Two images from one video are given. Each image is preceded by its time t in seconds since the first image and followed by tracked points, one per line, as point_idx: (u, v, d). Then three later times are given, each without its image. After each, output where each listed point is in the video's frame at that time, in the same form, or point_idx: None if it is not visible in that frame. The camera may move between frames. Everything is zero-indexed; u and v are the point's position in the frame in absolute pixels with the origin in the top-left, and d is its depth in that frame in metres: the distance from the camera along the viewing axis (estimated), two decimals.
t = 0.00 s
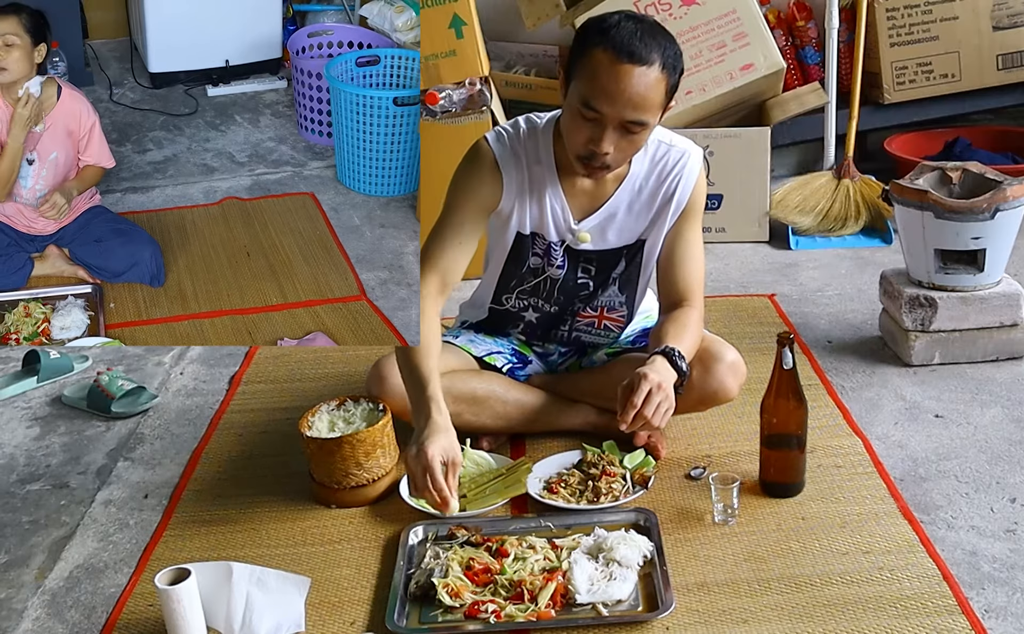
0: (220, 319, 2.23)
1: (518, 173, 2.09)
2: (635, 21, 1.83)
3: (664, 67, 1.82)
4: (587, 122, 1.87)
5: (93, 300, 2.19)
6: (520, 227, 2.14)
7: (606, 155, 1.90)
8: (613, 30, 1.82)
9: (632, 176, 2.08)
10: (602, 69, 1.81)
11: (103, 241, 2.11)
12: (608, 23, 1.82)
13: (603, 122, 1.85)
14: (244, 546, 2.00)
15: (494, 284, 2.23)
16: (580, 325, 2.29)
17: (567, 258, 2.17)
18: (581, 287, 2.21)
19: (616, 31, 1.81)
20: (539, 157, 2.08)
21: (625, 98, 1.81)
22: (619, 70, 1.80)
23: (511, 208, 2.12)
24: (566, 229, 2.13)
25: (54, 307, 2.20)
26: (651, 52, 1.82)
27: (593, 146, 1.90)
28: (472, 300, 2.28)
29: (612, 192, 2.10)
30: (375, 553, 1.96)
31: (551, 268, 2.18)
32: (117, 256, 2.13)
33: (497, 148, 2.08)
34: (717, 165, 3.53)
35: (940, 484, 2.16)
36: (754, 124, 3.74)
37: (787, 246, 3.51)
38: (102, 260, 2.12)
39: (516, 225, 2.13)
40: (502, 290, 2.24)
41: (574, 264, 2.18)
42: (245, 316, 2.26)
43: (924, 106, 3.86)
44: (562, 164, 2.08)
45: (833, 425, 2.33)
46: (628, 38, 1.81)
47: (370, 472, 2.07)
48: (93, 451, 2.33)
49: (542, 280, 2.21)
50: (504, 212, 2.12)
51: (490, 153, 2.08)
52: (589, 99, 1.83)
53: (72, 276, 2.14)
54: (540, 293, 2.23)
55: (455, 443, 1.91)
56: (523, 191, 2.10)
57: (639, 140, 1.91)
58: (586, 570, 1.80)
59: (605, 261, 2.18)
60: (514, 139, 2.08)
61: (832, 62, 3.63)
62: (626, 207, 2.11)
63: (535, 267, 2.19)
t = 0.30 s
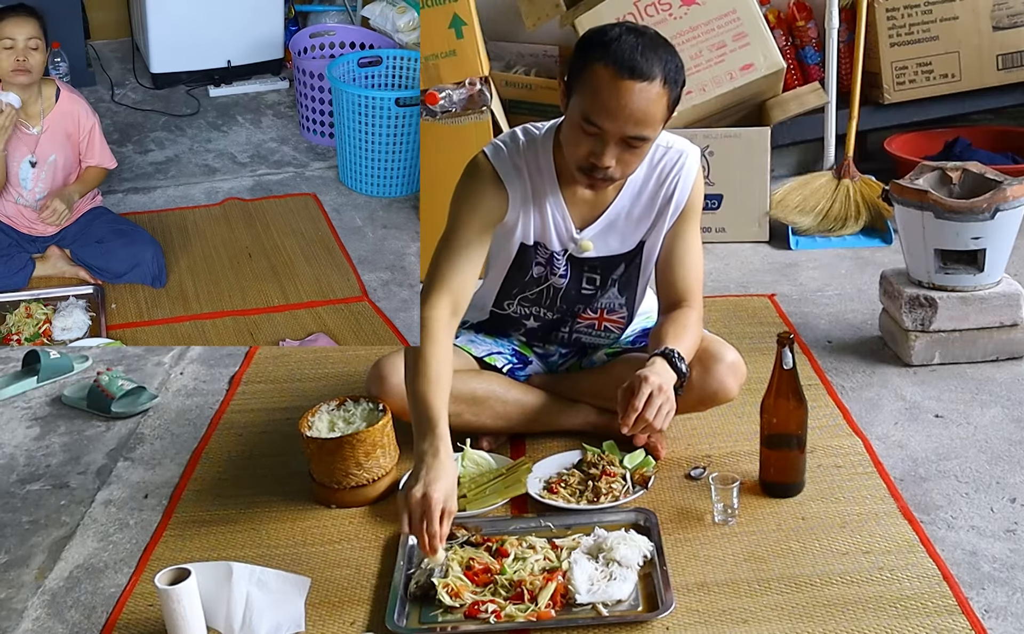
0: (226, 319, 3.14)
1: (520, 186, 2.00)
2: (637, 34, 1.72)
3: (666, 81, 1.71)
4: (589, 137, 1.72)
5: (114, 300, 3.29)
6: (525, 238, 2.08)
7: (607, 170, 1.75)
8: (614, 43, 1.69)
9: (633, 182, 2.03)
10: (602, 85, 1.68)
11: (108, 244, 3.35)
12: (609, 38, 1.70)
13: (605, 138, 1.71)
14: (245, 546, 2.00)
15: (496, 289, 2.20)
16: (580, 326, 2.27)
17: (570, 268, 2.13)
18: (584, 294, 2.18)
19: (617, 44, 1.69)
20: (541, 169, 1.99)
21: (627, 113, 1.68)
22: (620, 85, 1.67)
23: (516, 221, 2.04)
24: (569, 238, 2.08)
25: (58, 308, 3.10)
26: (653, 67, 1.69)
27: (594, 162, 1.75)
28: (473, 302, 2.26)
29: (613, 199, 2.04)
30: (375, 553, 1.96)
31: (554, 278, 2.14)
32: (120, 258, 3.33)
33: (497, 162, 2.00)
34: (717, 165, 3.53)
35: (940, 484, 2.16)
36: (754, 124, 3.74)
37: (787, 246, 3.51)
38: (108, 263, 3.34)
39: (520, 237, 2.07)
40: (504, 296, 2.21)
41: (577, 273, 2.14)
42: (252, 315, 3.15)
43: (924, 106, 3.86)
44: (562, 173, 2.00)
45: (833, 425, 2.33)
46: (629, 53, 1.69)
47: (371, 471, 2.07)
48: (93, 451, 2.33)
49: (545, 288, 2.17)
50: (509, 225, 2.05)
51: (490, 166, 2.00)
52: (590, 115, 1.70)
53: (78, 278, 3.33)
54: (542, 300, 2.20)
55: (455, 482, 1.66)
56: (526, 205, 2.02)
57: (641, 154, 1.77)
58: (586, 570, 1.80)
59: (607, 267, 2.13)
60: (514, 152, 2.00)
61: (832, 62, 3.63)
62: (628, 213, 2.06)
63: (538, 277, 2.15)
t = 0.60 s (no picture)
0: (227, 319, 3.14)
1: (522, 195, 1.98)
2: (639, 42, 1.72)
3: (669, 88, 1.71)
4: (591, 147, 1.73)
5: (115, 299, 3.30)
6: (529, 245, 2.07)
7: (610, 178, 1.75)
8: (617, 51, 1.70)
9: (634, 187, 2.02)
10: (605, 93, 1.68)
11: (109, 242, 3.35)
12: (611, 45, 1.70)
13: (609, 146, 1.71)
14: (245, 546, 2.00)
15: (499, 293, 2.19)
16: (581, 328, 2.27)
17: (573, 274, 2.13)
18: (585, 297, 2.18)
19: (619, 53, 1.69)
20: (542, 177, 1.98)
21: (630, 121, 1.68)
22: (623, 93, 1.67)
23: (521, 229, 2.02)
24: (572, 245, 2.07)
25: (58, 307, 3.17)
26: (656, 74, 1.69)
27: (597, 170, 1.74)
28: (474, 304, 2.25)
29: (614, 203, 2.03)
30: (375, 553, 1.96)
31: (556, 282, 2.14)
32: (121, 256, 3.33)
33: (498, 172, 1.97)
34: (717, 165, 3.53)
35: (940, 484, 2.16)
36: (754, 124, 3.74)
37: (787, 246, 3.51)
38: (110, 261, 3.33)
39: (525, 244, 2.06)
40: (506, 300, 2.21)
41: (580, 279, 2.14)
42: (252, 315, 3.15)
43: (923, 106, 3.86)
44: (563, 180, 1.99)
45: (833, 425, 2.33)
46: (632, 60, 1.69)
47: (370, 471, 2.07)
48: (93, 451, 2.33)
49: (547, 292, 2.17)
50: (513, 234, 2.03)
51: (491, 176, 1.97)
52: (592, 123, 1.70)
53: (78, 276, 3.34)
54: (544, 304, 2.20)
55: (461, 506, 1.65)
56: (529, 213, 2.00)
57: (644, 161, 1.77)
58: (586, 570, 1.80)
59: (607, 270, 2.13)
60: (515, 162, 1.97)
61: (832, 62, 3.63)
62: (629, 218, 2.05)
63: (541, 282, 2.15)
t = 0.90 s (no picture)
0: (229, 318, 3.22)
1: (521, 194, 1.98)
2: (636, 38, 1.72)
3: (667, 84, 1.71)
4: (590, 143, 1.72)
5: (117, 298, 3.34)
6: (529, 244, 2.07)
7: (609, 174, 1.74)
8: (614, 48, 1.70)
9: (634, 185, 2.02)
10: (602, 89, 1.68)
11: (112, 241, 3.32)
12: (609, 41, 1.71)
13: (607, 142, 1.71)
14: (245, 546, 2.00)
15: (498, 292, 2.19)
16: (581, 327, 2.27)
17: (572, 272, 2.13)
18: (585, 296, 2.18)
19: (617, 49, 1.70)
20: (541, 175, 1.98)
21: (628, 116, 1.67)
22: (621, 89, 1.67)
23: (520, 228, 2.02)
24: (572, 243, 2.07)
25: (61, 305, 3.25)
26: (653, 70, 1.69)
27: (595, 166, 1.74)
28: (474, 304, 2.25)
29: (615, 202, 2.03)
30: (374, 553, 1.96)
31: (555, 280, 2.14)
32: (124, 255, 3.32)
33: (497, 171, 1.97)
34: (717, 165, 3.53)
35: (940, 484, 2.16)
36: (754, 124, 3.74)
37: (787, 246, 3.51)
38: (113, 261, 3.31)
39: (525, 242, 2.06)
40: (506, 299, 2.21)
41: (579, 277, 2.14)
42: (253, 314, 3.22)
43: (923, 106, 3.86)
44: (562, 179, 1.99)
45: (833, 425, 2.33)
46: (629, 57, 1.69)
47: (370, 471, 2.07)
48: (93, 451, 2.33)
49: (546, 291, 2.17)
50: (513, 233, 2.03)
51: (491, 175, 1.97)
52: (590, 120, 1.70)
53: (81, 275, 3.32)
54: (544, 303, 2.20)
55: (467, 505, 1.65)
56: (529, 211, 2.00)
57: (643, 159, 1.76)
58: (586, 570, 1.80)
59: (608, 269, 2.13)
60: (514, 160, 1.98)
61: (832, 62, 3.63)
62: (629, 216, 2.05)
63: (540, 280, 2.14)
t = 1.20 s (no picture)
0: (230, 318, 3.14)
1: (519, 193, 1.98)
2: (635, 35, 1.72)
3: (665, 81, 1.71)
4: (589, 138, 1.72)
5: (117, 296, 3.32)
6: (527, 243, 2.07)
7: (608, 171, 1.74)
8: (612, 43, 1.70)
9: (633, 184, 2.02)
10: (601, 84, 1.68)
11: (113, 240, 3.35)
12: (607, 37, 1.71)
13: (606, 138, 1.70)
14: (245, 546, 2.00)
15: (497, 292, 2.20)
16: (581, 328, 2.27)
17: (572, 272, 2.13)
18: (584, 297, 2.18)
19: (615, 45, 1.70)
20: (540, 174, 1.98)
21: (627, 111, 1.67)
22: (619, 84, 1.67)
23: (518, 227, 2.02)
24: (570, 242, 2.07)
25: (61, 304, 3.21)
26: (651, 66, 1.69)
27: (594, 163, 1.74)
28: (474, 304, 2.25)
29: (613, 201, 2.03)
30: (375, 553, 1.96)
31: (555, 280, 2.14)
32: (126, 253, 3.33)
33: (496, 170, 1.97)
34: (717, 164, 3.53)
35: (940, 484, 2.16)
36: (754, 124, 3.74)
37: (787, 246, 3.51)
38: (114, 259, 3.33)
39: (524, 241, 2.06)
40: (505, 300, 2.21)
41: (578, 277, 2.14)
42: (254, 313, 3.16)
43: (923, 106, 3.86)
44: (562, 178, 1.99)
45: (833, 425, 2.33)
46: (628, 52, 1.69)
47: (371, 471, 2.07)
48: (93, 451, 2.33)
49: (546, 291, 2.17)
50: (512, 232, 2.03)
51: (490, 173, 1.98)
52: (589, 115, 1.69)
53: (82, 273, 3.35)
54: (543, 303, 2.20)
55: (465, 498, 1.64)
56: (528, 209, 2.00)
57: (643, 155, 1.76)
58: (586, 571, 1.80)
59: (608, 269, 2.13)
60: (512, 159, 1.98)
61: (832, 62, 3.63)
62: (629, 215, 2.05)
63: (540, 280, 2.15)
